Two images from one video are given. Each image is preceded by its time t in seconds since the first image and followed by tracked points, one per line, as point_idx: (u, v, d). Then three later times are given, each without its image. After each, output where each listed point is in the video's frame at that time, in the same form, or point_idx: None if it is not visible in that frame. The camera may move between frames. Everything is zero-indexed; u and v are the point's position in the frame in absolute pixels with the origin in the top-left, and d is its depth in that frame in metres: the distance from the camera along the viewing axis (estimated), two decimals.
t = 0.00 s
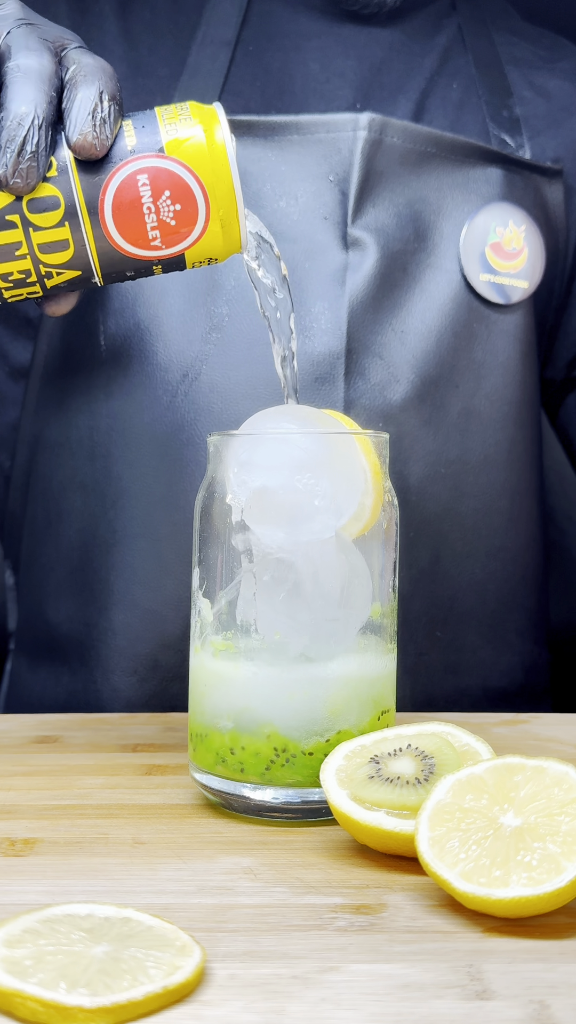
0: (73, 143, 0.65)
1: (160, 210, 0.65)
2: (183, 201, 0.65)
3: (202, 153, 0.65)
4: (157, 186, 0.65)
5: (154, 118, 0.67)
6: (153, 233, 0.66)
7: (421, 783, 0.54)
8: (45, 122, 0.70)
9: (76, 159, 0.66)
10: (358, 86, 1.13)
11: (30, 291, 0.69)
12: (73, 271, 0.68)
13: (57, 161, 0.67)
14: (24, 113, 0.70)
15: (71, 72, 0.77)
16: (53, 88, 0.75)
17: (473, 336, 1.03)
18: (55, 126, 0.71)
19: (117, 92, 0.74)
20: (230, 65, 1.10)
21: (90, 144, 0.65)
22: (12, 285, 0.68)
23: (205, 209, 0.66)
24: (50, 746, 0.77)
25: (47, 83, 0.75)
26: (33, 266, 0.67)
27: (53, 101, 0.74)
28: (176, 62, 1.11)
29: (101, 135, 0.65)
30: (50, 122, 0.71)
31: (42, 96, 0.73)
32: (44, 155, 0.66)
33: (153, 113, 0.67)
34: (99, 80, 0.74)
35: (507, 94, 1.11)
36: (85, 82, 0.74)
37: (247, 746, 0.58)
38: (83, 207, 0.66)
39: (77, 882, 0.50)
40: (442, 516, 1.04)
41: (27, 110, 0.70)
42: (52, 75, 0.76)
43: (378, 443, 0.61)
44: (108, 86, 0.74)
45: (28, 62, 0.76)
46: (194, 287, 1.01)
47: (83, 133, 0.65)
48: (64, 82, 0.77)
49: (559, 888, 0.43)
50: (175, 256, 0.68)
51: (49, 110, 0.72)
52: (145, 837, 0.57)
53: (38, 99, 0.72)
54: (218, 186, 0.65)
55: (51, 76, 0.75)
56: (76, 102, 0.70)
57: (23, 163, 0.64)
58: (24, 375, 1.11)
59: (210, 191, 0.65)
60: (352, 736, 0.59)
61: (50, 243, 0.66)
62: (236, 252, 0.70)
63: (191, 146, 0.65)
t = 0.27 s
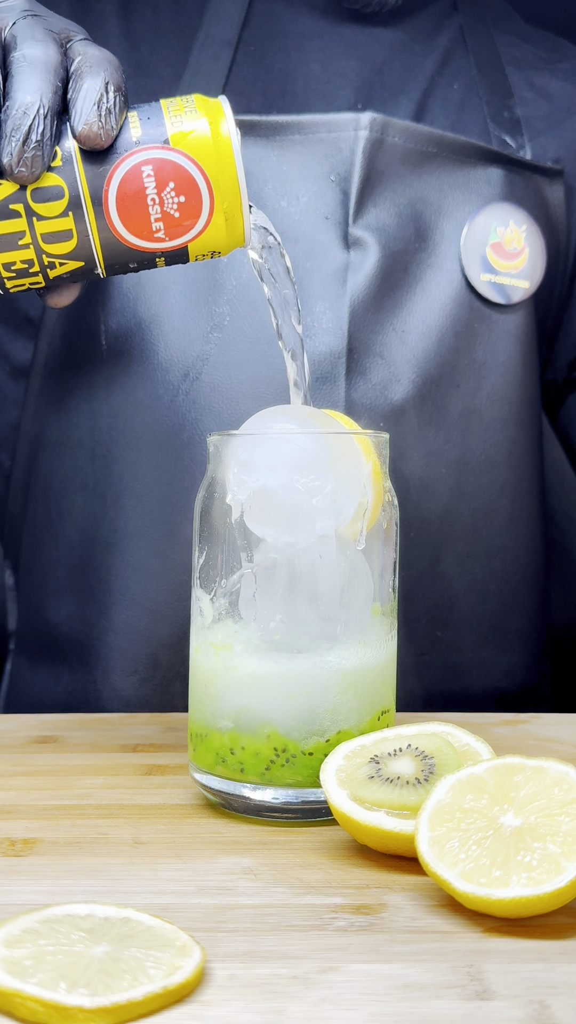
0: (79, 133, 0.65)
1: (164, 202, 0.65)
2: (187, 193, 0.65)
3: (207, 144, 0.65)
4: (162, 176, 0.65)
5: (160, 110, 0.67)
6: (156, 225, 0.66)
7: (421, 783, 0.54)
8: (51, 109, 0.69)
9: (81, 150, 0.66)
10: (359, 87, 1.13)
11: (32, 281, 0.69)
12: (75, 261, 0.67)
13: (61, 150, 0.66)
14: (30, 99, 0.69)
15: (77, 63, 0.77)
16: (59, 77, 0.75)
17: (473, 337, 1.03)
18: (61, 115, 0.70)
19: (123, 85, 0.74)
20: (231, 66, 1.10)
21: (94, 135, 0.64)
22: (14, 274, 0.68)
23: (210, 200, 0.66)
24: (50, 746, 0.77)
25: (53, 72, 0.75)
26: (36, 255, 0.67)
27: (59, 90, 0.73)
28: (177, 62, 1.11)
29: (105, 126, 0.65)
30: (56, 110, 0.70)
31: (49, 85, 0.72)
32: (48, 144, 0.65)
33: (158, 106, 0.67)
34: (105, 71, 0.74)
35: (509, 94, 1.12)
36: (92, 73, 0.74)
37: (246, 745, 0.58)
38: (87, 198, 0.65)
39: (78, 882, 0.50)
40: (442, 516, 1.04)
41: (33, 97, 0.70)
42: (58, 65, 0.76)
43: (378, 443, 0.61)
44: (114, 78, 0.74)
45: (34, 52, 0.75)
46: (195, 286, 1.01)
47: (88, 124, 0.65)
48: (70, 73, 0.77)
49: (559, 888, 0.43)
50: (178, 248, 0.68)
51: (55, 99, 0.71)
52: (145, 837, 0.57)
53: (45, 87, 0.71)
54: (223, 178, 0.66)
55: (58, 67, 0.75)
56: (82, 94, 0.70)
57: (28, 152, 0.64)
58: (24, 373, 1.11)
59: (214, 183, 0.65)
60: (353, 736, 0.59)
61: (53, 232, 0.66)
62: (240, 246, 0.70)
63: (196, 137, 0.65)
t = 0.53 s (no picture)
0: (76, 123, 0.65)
1: (158, 193, 0.65)
2: (181, 185, 0.65)
3: (203, 135, 0.65)
4: (156, 167, 0.65)
5: (156, 101, 0.67)
6: (150, 217, 0.66)
7: (421, 783, 0.54)
8: (47, 100, 0.69)
9: (76, 138, 0.66)
10: (359, 87, 1.13)
11: (25, 269, 0.69)
12: (68, 251, 0.68)
13: (57, 140, 0.66)
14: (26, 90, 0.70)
15: (75, 53, 0.76)
16: (55, 68, 0.75)
17: (473, 336, 1.03)
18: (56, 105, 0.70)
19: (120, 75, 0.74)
20: (231, 66, 1.10)
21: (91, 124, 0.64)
22: (7, 261, 0.68)
23: (204, 190, 0.66)
24: (50, 746, 0.77)
25: (50, 62, 0.74)
26: (29, 243, 0.67)
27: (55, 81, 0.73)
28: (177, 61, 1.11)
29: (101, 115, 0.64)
30: (51, 100, 0.70)
31: (45, 76, 0.72)
32: (43, 133, 0.66)
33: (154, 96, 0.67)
34: (102, 61, 0.74)
35: (508, 94, 1.12)
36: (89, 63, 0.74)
37: (245, 744, 0.58)
38: (81, 188, 0.65)
39: (78, 883, 0.50)
40: (442, 515, 1.04)
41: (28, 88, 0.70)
42: (56, 55, 0.76)
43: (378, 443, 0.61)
44: (111, 68, 0.74)
45: (31, 41, 0.75)
46: (195, 286, 1.01)
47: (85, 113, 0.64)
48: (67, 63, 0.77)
49: (559, 888, 0.43)
50: (171, 240, 0.68)
51: (51, 89, 0.71)
52: (145, 837, 0.57)
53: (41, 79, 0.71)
54: (218, 171, 0.65)
55: (54, 57, 0.75)
56: (77, 83, 0.70)
57: (22, 141, 0.64)
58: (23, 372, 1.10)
59: (209, 175, 0.65)
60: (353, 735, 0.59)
61: (47, 221, 0.66)
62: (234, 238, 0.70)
63: (192, 128, 0.65)
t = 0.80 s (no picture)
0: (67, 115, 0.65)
1: (147, 189, 0.65)
2: (171, 182, 0.65)
3: (195, 134, 0.65)
4: (146, 163, 0.65)
5: (149, 97, 0.67)
6: (138, 212, 0.66)
7: (422, 783, 0.54)
8: (39, 92, 0.70)
9: (67, 131, 0.66)
10: (359, 87, 1.13)
11: (12, 260, 0.69)
12: (55, 243, 0.67)
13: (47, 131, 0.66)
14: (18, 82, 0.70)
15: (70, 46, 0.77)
16: (50, 60, 0.75)
17: (473, 336, 1.03)
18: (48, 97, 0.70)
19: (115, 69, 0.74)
20: (231, 67, 1.11)
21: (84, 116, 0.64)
22: None
23: (193, 188, 0.66)
24: (50, 746, 0.77)
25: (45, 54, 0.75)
26: (15, 235, 0.67)
27: (49, 73, 0.73)
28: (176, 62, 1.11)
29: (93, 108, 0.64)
30: (44, 92, 0.70)
31: (39, 67, 0.72)
32: (34, 123, 0.66)
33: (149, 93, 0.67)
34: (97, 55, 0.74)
35: (507, 94, 1.11)
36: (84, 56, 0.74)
37: (245, 744, 0.58)
38: (70, 181, 0.65)
39: (77, 882, 0.50)
40: (441, 515, 1.04)
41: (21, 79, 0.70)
42: (51, 48, 0.76)
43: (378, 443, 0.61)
44: (106, 61, 0.74)
45: (27, 33, 0.75)
46: (195, 286, 1.01)
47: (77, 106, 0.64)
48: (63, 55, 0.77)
49: (559, 889, 0.43)
50: (159, 239, 0.68)
51: (44, 81, 0.72)
52: (145, 837, 0.57)
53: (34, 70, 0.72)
54: (207, 170, 0.65)
55: (50, 49, 0.75)
56: (71, 76, 0.70)
57: (12, 131, 0.64)
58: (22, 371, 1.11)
59: (199, 173, 0.65)
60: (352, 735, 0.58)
61: (34, 212, 0.66)
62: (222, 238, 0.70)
63: (183, 126, 0.65)
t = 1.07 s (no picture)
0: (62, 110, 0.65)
1: (140, 188, 0.65)
2: (164, 182, 0.65)
3: (190, 134, 0.64)
4: (140, 163, 0.65)
5: (146, 96, 0.67)
6: (131, 210, 0.66)
7: (422, 783, 0.54)
8: (34, 86, 0.70)
9: (62, 127, 0.66)
10: (359, 87, 1.13)
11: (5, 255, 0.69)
12: (47, 238, 0.68)
13: (42, 127, 0.67)
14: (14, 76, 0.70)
15: (69, 42, 0.77)
16: (47, 55, 0.75)
17: (473, 336, 1.03)
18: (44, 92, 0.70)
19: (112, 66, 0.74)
20: (233, 67, 1.11)
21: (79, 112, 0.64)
22: None
23: (187, 188, 0.65)
24: (50, 746, 0.77)
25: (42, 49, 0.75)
26: (7, 230, 0.67)
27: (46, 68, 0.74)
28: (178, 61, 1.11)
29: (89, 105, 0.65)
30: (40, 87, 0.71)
31: (36, 62, 0.73)
32: (29, 119, 0.66)
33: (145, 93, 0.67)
34: (94, 52, 0.74)
35: (507, 95, 1.12)
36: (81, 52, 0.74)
37: (245, 743, 0.58)
38: (62, 178, 0.66)
39: (77, 882, 0.50)
40: (442, 515, 1.04)
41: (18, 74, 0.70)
42: (49, 43, 0.76)
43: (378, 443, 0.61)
44: (103, 59, 0.74)
45: (25, 28, 0.76)
46: (195, 286, 1.01)
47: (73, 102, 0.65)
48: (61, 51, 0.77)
49: (559, 889, 0.43)
50: (152, 239, 0.68)
51: (41, 77, 0.72)
52: (145, 837, 0.57)
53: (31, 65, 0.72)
54: (202, 171, 0.65)
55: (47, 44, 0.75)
56: (67, 72, 0.70)
57: (5, 126, 0.64)
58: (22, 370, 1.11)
59: (193, 173, 0.65)
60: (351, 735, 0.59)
61: (26, 208, 0.66)
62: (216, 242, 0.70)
63: (179, 127, 0.64)
